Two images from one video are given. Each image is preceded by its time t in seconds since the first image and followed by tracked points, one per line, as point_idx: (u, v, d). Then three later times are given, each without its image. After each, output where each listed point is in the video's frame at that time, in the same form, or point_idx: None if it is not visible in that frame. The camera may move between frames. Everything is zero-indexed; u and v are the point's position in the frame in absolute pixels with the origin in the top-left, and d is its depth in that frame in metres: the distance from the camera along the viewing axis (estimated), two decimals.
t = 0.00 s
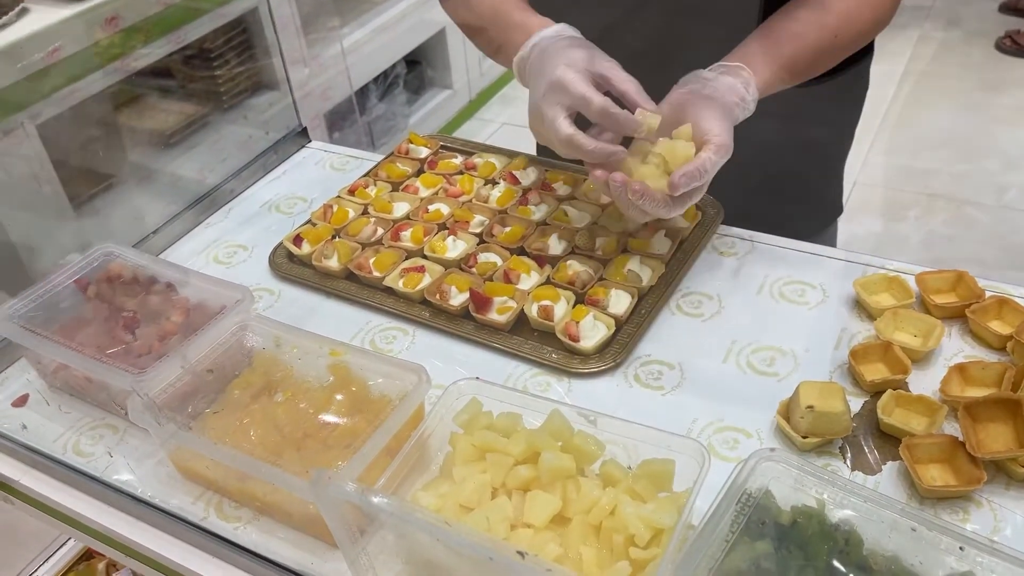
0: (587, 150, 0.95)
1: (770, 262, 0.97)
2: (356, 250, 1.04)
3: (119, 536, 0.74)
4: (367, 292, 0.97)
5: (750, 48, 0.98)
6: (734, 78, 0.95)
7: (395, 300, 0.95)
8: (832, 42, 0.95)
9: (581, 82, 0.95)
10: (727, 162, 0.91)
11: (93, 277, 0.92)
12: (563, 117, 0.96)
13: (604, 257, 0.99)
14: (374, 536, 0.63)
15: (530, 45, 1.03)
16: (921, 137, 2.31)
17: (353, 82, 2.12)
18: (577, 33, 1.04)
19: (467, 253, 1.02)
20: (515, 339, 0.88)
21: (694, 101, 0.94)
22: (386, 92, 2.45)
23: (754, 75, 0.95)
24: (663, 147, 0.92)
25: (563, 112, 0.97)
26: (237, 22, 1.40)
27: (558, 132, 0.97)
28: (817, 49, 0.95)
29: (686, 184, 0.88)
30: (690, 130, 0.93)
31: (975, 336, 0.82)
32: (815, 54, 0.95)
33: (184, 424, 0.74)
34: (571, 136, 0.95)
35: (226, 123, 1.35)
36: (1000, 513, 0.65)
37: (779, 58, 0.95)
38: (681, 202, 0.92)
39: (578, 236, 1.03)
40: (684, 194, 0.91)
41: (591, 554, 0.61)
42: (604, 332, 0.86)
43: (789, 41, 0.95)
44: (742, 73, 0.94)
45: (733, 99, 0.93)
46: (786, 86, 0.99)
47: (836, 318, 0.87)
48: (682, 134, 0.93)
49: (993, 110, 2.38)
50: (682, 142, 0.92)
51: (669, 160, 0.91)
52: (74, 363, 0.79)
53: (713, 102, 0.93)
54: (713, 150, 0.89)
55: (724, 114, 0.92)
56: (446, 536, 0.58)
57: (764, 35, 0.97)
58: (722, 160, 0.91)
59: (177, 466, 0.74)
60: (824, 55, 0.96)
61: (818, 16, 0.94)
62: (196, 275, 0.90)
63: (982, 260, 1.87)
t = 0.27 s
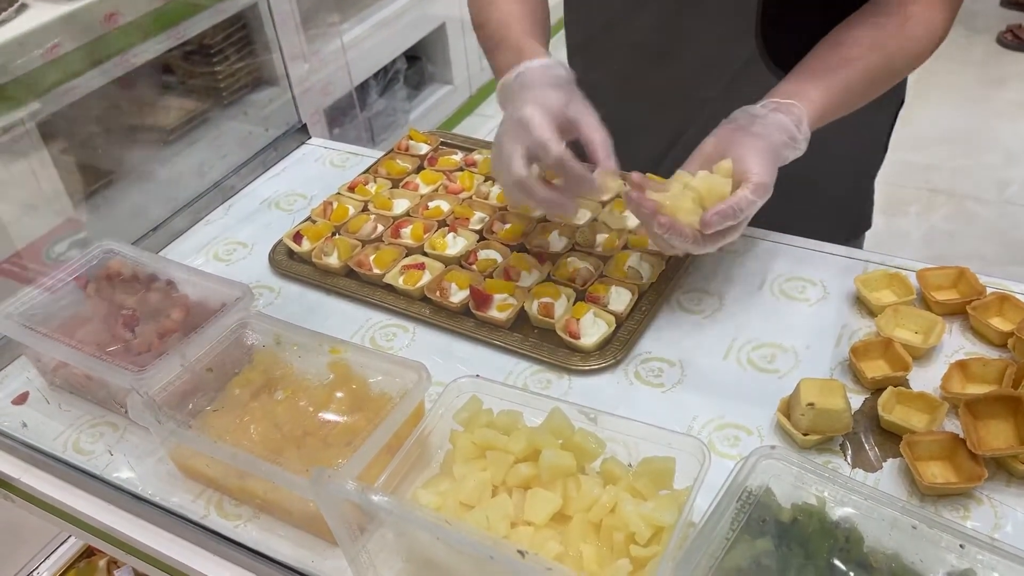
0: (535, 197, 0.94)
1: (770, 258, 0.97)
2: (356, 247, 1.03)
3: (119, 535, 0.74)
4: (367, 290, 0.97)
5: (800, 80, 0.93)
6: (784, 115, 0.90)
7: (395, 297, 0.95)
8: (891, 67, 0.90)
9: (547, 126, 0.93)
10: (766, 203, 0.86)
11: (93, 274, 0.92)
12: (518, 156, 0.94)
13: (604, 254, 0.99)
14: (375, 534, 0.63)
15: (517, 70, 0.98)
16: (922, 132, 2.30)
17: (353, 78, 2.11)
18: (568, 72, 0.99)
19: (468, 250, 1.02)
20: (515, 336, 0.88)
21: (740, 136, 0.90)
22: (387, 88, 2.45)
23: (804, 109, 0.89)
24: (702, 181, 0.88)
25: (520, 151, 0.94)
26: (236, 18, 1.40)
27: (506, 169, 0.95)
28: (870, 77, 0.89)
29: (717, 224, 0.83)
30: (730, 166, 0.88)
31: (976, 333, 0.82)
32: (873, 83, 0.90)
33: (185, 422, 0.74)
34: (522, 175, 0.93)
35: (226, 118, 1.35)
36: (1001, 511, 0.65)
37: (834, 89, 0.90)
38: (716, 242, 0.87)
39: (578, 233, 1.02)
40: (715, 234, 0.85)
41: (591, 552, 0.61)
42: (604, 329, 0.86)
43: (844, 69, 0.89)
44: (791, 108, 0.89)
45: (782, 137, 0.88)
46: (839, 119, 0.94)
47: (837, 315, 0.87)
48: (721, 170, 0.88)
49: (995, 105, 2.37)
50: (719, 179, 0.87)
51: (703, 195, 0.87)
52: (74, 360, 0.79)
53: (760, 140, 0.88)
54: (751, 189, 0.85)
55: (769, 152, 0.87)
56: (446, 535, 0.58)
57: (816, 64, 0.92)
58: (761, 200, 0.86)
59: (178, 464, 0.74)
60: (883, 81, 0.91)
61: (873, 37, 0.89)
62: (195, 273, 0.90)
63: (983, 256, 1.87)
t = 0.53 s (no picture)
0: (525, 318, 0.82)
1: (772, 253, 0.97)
2: (359, 244, 1.04)
3: (123, 530, 0.75)
4: (369, 287, 0.97)
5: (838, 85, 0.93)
6: (822, 123, 0.91)
7: (398, 293, 0.95)
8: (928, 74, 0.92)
9: (555, 250, 0.84)
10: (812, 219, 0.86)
11: (95, 271, 0.92)
12: (518, 262, 0.83)
13: (606, 251, 0.99)
14: (378, 530, 0.63)
15: (510, 155, 0.90)
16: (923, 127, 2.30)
17: (354, 74, 2.11)
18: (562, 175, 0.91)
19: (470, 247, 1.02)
20: (517, 332, 0.88)
21: (779, 148, 0.91)
22: (387, 83, 2.45)
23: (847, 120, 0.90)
24: (745, 198, 0.87)
25: (520, 261, 0.83)
26: (236, 14, 1.40)
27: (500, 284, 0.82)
28: (908, 80, 0.91)
29: (768, 240, 0.83)
30: (772, 181, 0.89)
31: (978, 329, 0.82)
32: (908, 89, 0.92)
33: (188, 418, 0.74)
34: (511, 285, 0.81)
35: (227, 114, 1.35)
36: (1003, 506, 0.65)
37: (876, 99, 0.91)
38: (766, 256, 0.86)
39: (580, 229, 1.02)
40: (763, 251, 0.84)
41: (594, 547, 0.62)
42: (607, 325, 0.86)
43: (881, 75, 0.90)
44: (832, 117, 0.90)
45: (820, 146, 0.89)
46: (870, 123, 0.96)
47: (838, 310, 0.87)
48: (763, 184, 0.89)
49: (996, 100, 2.37)
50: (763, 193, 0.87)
51: (748, 211, 0.86)
52: (77, 356, 0.79)
53: (800, 150, 0.89)
54: (798, 203, 0.85)
55: (811, 162, 0.88)
56: (450, 530, 0.58)
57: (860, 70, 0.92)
58: (806, 214, 0.86)
59: (182, 461, 0.74)
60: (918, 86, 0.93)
61: (915, 43, 0.90)
62: (198, 269, 0.90)
63: (984, 251, 1.87)
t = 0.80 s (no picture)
0: (542, 257, 0.83)
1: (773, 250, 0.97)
2: (360, 240, 1.03)
3: (126, 526, 0.75)
4: (371, 283, 0.97)
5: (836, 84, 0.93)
6: (819, 124, 0.90)
7: (399, 289, 0.95)
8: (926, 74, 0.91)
9: (583, 202, 0.85)
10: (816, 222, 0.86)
11: (96, 267, 0.92)
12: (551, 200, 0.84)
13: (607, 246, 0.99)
14: (379, 526, 0.63)
15: (544, 104, 0.92)
16: (924, 123, 2.30)
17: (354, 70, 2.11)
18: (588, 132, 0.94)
19: (471, 243, 1.02)
20: (519, 328, 0.88)
21: (779, 150, 0.91)
22: (387, 80, 2.44)
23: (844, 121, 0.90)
24: (750, 202, 0.86)
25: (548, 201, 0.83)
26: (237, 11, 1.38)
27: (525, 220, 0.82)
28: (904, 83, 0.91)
29: (773, 246, 0.83)
30: (774, 184, 0.88)
31: (978, 324, 0.82)
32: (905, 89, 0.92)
33: (190, 414, 0.74)
34: (538, 222, 0.81)
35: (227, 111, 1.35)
36: (1004, 501, 0.65)
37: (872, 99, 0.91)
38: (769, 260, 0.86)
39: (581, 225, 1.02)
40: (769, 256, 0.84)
41: (595, 543, 0.62)
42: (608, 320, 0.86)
43: (877, 78, 0.90)
44: (828, 118, 0.90)
45: (819, 147, 0.89)
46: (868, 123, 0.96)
47: (839, 306, 0.87)
48: (765, 187, 0.88)
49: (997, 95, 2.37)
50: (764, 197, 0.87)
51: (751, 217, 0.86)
52: (79, 353, 0.79)
53: (800, 152, 0.89)
54: (803, 207, 0.85)
55: (812, 164, 0.88)
56: (451, 526, 0.58)
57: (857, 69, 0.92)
58: (810, 216, 0.86)
59: (184, 457, 0.74)
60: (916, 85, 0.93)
61: (913, 45, 0.89)
62: (199, 266, 0.90)
63: (984, 246, 1.87)
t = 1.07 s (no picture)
0: (629, 207, 0.87)
1: (773, 246, 0.97)
2: (360, 236, 1.03)
3: (127, 523, 0.75)
4: (371, 279, 0.97)
5: (812, 74, 0.92)
6: (794, 114, 0.90)
7: (399, 286, 0.95)
8: (902, 65, 0.91)
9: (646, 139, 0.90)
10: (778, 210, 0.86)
11: (97, 264, 0.92)
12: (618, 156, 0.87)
13: (607, 243, 0.99)
14: (381, 522, 0.63)
15: (575, 61, 0.94)
16: (924, 120, 2.30)
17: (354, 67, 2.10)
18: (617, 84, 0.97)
19: (471, 239, 1.02)
20: (519, 324, 0.88)
21: (750, 139, 0.90)
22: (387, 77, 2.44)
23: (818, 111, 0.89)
24: (716, 185, 0.87)
25: (620, 151, 0.87)
26: (237, 7, 1.42)
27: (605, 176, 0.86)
28: (880, 75, 0.90)
29: (731, 229, 0.83)
30: (740, 169, 0.89)
31: (979, 320, 0.82)
32: (881, 81, 0.91)
33: (190, 411, 0.74)
34: (619, 174, 0.85)
35: (227, 109, 1.35)
36: (1004, 497, 0.66)
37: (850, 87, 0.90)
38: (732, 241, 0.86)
39: (582, 222, 1.02)
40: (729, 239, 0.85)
41: (596, 539, 0.62)
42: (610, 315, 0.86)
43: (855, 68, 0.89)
44: (803, 108, 0.89)
45: (791, 137, 0.88)
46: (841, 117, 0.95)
47: (840, 303, 0.87)
48: (733, 173, 0.89)
49: (997, 92, 2.37)
50: (731, 182, 0.87)
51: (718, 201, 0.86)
52: (80, 350, 0.79)
53: (771, 141, 0.88)
54: (765, 194, 0.85)
55: (780, 152, 0.88)
56: (452, 522, 0.58)
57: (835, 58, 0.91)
58: (773, 204, 0.85)
59: (185, 453, 0.74)
60: (892, 77, 0.92)
61: (891, 36, 0.89)
62: (200, 263, 0.90)
63: (984, 243, 1.87)
